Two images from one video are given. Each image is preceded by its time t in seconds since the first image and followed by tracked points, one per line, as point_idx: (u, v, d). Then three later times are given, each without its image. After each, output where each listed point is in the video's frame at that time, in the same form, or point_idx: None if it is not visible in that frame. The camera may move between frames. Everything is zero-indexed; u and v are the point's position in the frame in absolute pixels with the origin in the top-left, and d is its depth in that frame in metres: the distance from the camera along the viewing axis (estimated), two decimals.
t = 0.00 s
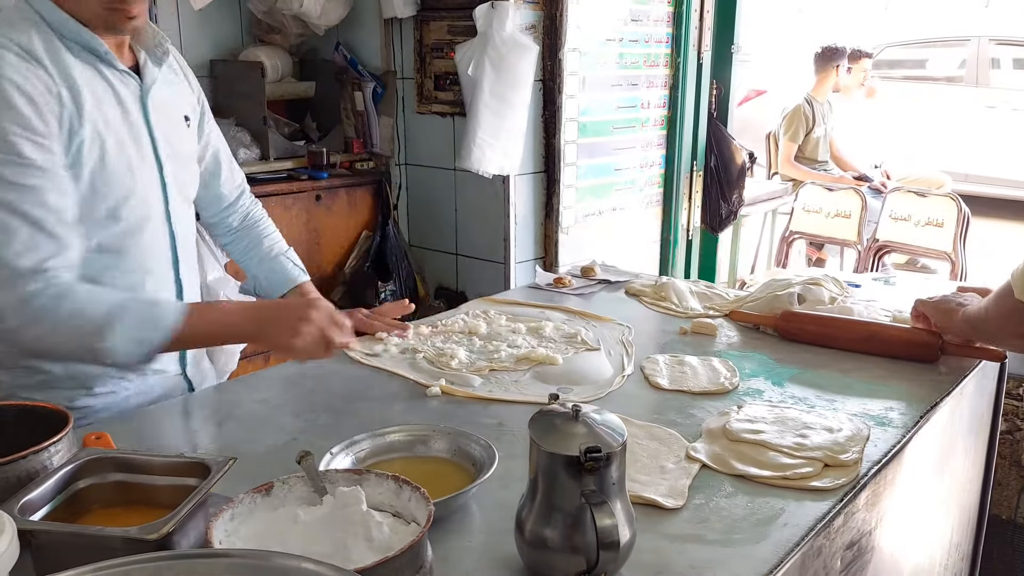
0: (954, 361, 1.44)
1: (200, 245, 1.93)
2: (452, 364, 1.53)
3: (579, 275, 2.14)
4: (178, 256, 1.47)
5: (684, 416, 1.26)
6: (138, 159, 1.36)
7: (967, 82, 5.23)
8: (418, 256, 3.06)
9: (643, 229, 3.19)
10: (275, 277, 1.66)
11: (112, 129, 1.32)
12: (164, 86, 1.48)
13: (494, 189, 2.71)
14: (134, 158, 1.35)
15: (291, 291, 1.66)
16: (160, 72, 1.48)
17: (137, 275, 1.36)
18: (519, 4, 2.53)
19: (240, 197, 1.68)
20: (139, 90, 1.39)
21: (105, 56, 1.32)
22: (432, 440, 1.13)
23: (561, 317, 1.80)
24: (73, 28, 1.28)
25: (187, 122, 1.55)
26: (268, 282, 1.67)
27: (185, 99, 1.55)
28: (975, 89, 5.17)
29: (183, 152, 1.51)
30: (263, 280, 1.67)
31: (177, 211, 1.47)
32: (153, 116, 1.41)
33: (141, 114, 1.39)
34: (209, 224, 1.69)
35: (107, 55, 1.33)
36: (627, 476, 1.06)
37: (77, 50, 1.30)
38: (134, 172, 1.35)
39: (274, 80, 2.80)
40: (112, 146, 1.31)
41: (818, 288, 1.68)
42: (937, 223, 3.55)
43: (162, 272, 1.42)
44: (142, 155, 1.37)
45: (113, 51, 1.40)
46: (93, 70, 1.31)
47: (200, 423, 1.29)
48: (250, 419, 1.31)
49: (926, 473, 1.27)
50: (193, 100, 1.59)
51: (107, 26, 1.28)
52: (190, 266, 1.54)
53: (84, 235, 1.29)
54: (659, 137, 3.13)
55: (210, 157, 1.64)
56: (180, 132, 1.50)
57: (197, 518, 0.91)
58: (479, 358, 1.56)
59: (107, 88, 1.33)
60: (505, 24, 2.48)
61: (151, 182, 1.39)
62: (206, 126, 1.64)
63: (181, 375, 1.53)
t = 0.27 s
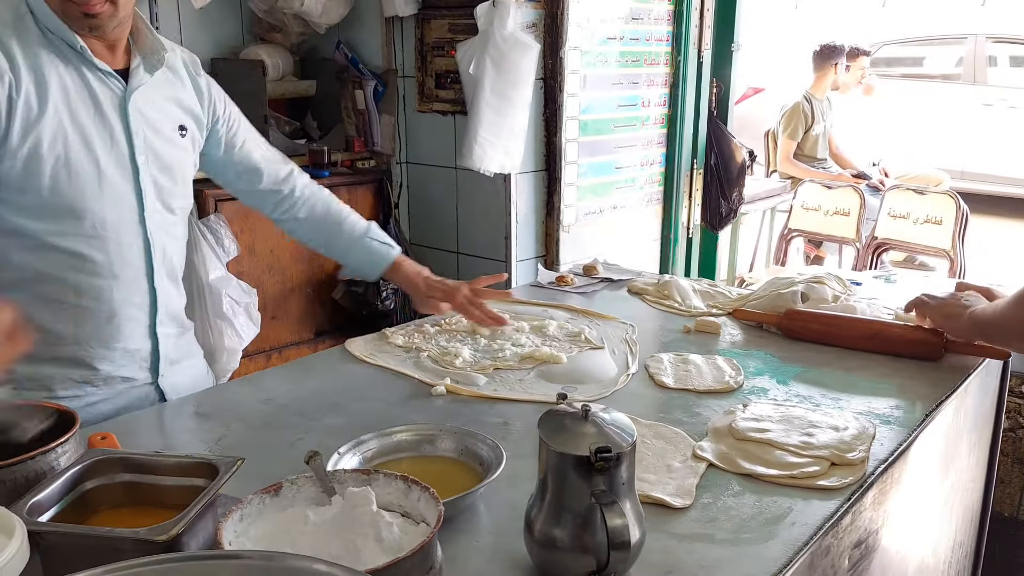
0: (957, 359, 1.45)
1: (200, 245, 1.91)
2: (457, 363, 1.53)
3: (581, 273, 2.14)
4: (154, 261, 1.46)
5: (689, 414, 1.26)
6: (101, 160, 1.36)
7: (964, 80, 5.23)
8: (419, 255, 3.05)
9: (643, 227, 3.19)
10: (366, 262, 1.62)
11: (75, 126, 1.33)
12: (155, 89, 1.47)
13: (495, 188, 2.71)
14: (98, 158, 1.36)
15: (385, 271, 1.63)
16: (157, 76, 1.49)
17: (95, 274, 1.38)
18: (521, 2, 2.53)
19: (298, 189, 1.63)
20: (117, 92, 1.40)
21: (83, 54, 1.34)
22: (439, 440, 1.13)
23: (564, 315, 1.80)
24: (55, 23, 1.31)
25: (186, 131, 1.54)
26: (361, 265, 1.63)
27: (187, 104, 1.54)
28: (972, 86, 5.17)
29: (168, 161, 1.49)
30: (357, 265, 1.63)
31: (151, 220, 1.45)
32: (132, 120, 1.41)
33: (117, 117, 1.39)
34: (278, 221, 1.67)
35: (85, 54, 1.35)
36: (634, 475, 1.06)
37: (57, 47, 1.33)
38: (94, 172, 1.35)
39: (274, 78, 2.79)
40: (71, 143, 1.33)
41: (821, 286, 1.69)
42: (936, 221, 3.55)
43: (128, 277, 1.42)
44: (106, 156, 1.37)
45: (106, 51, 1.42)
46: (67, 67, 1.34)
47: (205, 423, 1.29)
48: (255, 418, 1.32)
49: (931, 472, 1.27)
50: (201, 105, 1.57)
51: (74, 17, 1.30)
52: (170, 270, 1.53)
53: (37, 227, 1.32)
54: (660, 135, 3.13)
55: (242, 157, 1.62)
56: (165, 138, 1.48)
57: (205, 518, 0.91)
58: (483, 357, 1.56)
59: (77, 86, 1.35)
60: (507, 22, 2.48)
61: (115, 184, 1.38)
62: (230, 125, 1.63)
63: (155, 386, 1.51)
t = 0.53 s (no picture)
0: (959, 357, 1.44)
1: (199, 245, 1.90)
2: (458, 362, 1.52)
3: (582, 272, 2.14)
4: (151, 267, 1.45)
5: (692, 414, 1.26)
6: (89, 169, 1.36)
7: (962, 76, 5.23)
8: (418, 253, 3.05)
9: (642, 225, 3.19)
10: (311, 280, 1.73)
11: (63, 138, 1.33)
12: (145, 96, 1.47)
13: (495, 186, 2.70)
14: (86, 167, 1.35)
15: (330, 291, 1.74)
16: (148, 83, 1.47)
17: (90, 284, 1.37)
18: None
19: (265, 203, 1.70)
20: (106, 102, 1.39)
21: (70, 66, 1.33)
22: (442, 441, 1.13)
23: (565, 314, 1.80)
24: (38, 32, 1.30)
25: (178, 135, 1.53)
26: (308, 283, 1.74)
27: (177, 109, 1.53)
28: (970, 83, 5.17)
29: (162, 167, 1.48)
30: (302, 283, 1.74)
31: (144, 226, 1.44)
32: (121, 129, 1.40)
33: (104, 126, 1.38)
34: (240, 229, 1.73)
35: (71, 65, 1.34)
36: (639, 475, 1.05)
37: (44, 60, 1.32)
38: (82, 181, 1.34)
39: (273, 77, 2.78)
40: (59, 154, 1.32)
41: (823, 285, 1.68)
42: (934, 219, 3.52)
43: (124, 284, 1.41)
44: (94, 165, 1.36)
45: (93, 61, 1.41)
46: (54, 80, 1.33)
47: (206, 423, 1.29)
48: (257, 419, 1.31)
49: (934, 471, 1.27)
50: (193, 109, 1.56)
51: (70, 33, 1.29)
52: (171, 275, 1.53)
53: (30, 238, 1.31)
54: (659, 133, 3.12)
55: (230, 165, 1.66)
56: (157, 146, 1.48)
57: (208, 521, 0.90)
58: (485, 356, 1.56)
59: (65, 99, 1.34)
60: (506, 20, 2.48)
61: (104, 193, 1.37)
62: (224, 131, 1.65)
63: (159, 386, 1.51)
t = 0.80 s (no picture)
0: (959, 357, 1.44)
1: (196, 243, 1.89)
2: (457, 362, 1.51)
3: (580, 270, 2.13)
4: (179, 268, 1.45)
5: (693, 414, 1.25)
6: (119, 177, 1.35)
7: (958, 74, 5.23)
8: (415, 252, 3.04)
9: (640, 223, 3.19)
10: (263, 280, 1.69)
11: (95, 148, 1.31)
12: (168, 100, 1.46)
13: (492, 184, 2.69)
14: (117, 176, 1.34)
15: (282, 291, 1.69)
16: (169, 88, 1.46)
17: (123, 287, 1.37)
18: None
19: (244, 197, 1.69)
20: (134, 110, 1.38)
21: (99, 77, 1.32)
22: (442, 442, 1.12)
23: (564, 313, 1.79)
24: (66, 42, 1.28)
25: (200, 136, 1.53)
26: (262, 282, 1.70)
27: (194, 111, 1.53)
28: (966, 81, 5.16)
29: (185, 170, 1.47)
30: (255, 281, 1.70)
31: (172, 230, 1.43)
32: (150, 137, 1.39)
33: (133, 134, 1.37)
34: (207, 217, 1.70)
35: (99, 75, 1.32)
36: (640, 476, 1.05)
37: (71, 70, 1.30)
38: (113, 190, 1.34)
39: (270, 74, 2.77)
40: (90, 164, 1.31)
41: (823, 283, 1.68)
42: (931, 216, 3.53)
43: (153, 285, 1.41)
44: (123, 173, 1.36)
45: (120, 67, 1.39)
46: (83, 90, 1.31)
47: (203, 424, 1.28)
48: (255, 419, 1.30)
49: (935, 471, 1.26)
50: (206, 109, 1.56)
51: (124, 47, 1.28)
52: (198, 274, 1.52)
53: (64, 247, 1.30)
54: (657, 131, 3.12)
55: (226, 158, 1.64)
56: (181, 150, 1.47)
57: (207, 524, 0.89)
58: (484, 356, 1.55)
59: (94, 109, 1.32)
60: (504, 17, 2.46)
61: (135, 200, 1.37)
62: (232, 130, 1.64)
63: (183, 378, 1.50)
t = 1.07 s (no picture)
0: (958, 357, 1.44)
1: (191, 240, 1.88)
2: (455, 361, 1.51)
3: (578, 269, 2.12)
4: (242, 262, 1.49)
5: (692, 413, 1.25)
6: (201, 169, 1.39)
7: (954, 72, 5.23)
8: (412, 250, 3.03)
9: (637, 220, 3.18)
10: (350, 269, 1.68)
11: (180, 139, 1.36)
12: (252, 104, 1.50)
13: (489, 182, 2.68)
14: (198, 167, 1.39)
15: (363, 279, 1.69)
16: (253, 92, 1.52)
17: (188, 272, 1.40)
18: None
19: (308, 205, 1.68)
20: (220, 109, 1.43)
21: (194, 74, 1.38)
22: (440, 442, 1.12)
23: (562, 312, 1.78)
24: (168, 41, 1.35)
25: (268, 143, 1.55)
26: (342, 273, 1.69)
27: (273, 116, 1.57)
28: (962, 79, 5.17)
29: (258, 171, 1.51)
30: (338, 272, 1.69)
31: (241, 223, 1.48)
32: (231, 135, 1.44)
33: (216, 132, 1.42)
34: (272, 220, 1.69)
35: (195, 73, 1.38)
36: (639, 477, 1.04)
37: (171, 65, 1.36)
38: (195, 182, 1.39)
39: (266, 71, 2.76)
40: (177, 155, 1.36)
41: (821, 282, 1.67)
42: (929, 215, 3.52)
43: (218, 272, 1.45)
44: (205, 166, 1.40)
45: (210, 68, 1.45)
46: (178, 86, 1.37)
47: (201, 424, 1.27)
48: (253, 418, 1.29)
49: (934, 470, 1.26)
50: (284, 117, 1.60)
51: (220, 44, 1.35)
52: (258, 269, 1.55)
53: (145, 229, 1.35)
54: (653, 129, 3.11)
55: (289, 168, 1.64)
56: (258, 149, 1.51)
57: (203, 526, 0.89)
58: (481, 355, 1.54)
59: (184, 103, 1.38)
60: (501, 15, 2.45)
61: (210, 190, 1.41)
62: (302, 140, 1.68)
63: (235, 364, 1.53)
